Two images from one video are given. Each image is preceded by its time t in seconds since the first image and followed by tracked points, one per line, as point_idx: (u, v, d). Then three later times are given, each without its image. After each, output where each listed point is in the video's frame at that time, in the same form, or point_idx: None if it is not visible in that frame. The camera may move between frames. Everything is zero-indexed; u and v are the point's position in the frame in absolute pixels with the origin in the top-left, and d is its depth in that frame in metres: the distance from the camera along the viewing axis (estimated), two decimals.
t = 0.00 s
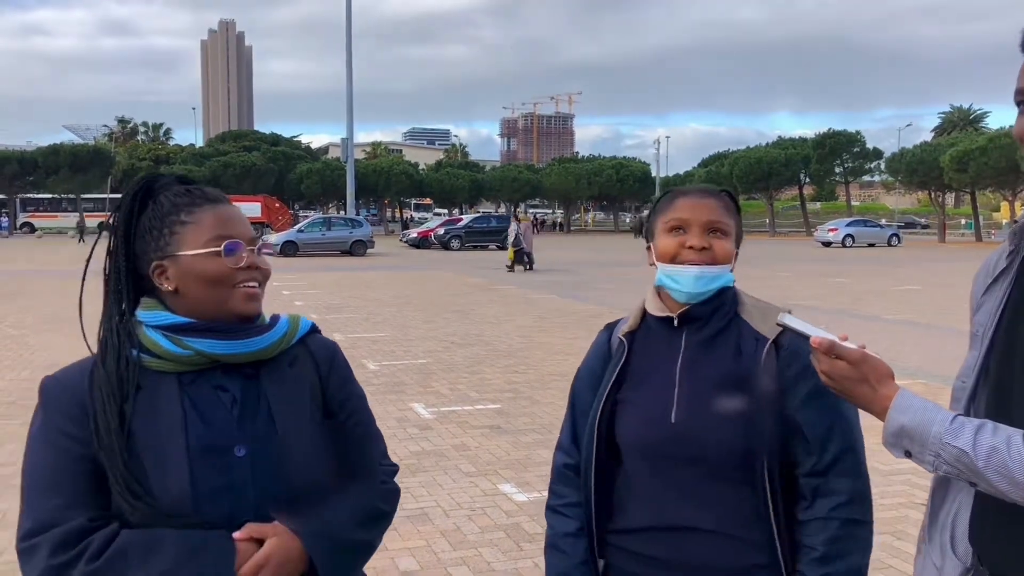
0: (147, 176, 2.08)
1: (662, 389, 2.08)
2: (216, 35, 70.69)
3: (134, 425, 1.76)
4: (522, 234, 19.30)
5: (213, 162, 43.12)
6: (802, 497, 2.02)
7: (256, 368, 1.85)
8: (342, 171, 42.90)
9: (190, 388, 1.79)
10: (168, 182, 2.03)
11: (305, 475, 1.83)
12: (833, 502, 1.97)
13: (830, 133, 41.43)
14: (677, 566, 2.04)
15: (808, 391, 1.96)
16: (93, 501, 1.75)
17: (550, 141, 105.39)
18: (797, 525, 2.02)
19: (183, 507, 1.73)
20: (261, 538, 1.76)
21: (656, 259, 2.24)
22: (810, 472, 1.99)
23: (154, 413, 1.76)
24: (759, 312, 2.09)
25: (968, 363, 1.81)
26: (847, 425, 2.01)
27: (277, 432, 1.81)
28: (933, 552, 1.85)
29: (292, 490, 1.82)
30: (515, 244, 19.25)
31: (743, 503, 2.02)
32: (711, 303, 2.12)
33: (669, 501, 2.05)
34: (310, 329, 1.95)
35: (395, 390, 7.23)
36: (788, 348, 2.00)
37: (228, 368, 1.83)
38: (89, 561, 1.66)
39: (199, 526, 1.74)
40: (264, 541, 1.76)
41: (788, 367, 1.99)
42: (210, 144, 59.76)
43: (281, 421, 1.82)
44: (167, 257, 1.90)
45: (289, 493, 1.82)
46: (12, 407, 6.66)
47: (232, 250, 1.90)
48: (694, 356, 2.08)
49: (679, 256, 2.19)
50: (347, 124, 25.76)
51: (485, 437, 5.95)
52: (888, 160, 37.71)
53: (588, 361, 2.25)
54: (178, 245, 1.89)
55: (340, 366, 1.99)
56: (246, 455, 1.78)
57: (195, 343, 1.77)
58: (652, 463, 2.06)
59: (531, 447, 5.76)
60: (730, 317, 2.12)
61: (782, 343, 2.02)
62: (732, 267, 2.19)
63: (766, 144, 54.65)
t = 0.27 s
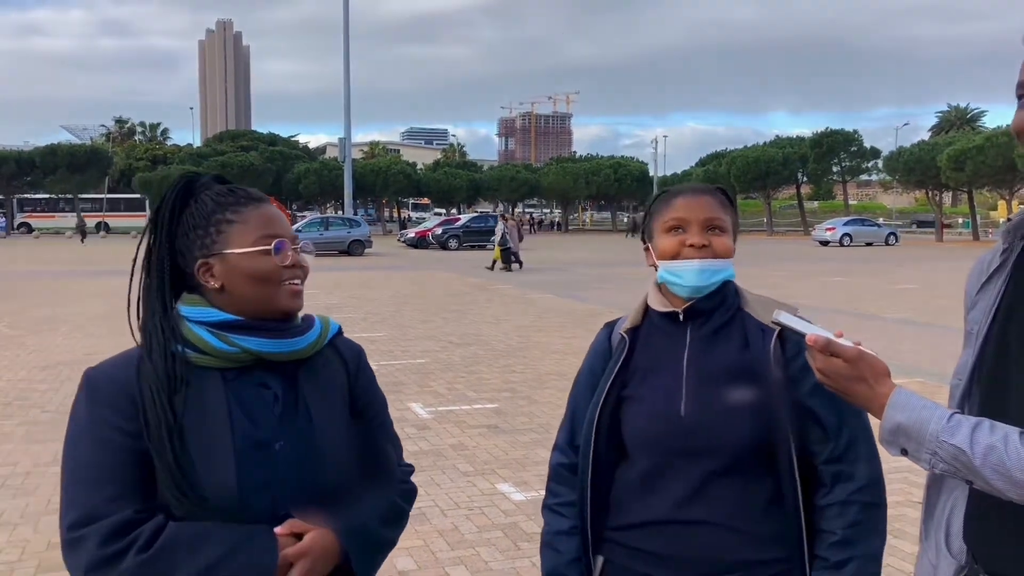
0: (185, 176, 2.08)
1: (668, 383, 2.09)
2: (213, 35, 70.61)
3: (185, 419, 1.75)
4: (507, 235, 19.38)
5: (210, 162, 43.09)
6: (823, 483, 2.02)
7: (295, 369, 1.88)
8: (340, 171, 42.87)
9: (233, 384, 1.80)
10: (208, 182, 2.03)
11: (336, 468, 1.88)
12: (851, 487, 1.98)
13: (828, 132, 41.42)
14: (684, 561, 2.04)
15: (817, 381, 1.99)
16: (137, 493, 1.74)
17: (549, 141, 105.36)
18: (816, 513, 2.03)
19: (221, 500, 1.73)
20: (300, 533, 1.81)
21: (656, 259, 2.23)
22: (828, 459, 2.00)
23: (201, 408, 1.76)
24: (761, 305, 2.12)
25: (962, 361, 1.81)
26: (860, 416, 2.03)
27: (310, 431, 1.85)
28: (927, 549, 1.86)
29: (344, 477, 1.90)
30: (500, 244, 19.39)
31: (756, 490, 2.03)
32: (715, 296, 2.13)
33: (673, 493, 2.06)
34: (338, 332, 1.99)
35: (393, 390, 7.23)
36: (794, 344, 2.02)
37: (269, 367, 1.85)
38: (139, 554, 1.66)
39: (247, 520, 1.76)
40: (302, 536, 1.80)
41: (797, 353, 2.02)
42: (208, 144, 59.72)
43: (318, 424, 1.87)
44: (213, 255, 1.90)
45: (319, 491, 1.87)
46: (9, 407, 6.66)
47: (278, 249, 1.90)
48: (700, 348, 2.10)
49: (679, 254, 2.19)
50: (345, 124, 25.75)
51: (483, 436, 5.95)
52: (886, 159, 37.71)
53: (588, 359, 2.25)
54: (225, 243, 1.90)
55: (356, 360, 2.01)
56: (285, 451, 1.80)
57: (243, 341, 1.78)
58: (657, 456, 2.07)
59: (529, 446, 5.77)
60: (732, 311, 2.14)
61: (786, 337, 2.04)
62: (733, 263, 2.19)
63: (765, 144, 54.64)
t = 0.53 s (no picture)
0: (223, 181, 2.09)
1: (670, 381, 2.09)
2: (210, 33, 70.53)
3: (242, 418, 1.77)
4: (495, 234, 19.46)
5: (207, 161, 43.03)
6: (818, 480, 2.02)
7: (331, 370, 1.92)
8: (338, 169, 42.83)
9: (278, 383, 1.83)
10: (250, 188, 2.05)
11: (369, 462, 1.90)
12: (848, 483, 1.98)
13: (825, 131, 41.44)
14: (682, 558, 2.03)
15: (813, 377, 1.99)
16: (190, 490, 1.74)
17: (546, 140, 105.34)
18: (811, 511, 2.02)
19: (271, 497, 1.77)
20: (341, 527, 1.83)
21: (657, 256, 2.23)
22: (822, 459, 2.00)
23: (254, 407, 1.78)
24: (761, 302, 2.13)
25: (958, 361, 1.81)
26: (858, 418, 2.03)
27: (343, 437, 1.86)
28: (924, 548, 1.85)
29: (378, 472, 1.92)
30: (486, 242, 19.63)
31: (753, 487, 2.03)
32: (716, 292, 2.13)
33: (672, 491, 2.05)
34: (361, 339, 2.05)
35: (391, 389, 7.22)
36: (794, 342, 2.03)
37: (310, 367, 1.88)
38: (200, 549, 1.68)
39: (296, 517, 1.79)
40: (343, 530, 1.83)
41: (794, 349, 2.03)
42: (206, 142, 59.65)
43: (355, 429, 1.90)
44: (256, 256, 1.92)
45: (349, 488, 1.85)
46: (5, 407, 6.64)
47: (321, 252, 1.94)
48: (702, 346, 2.09)
49: (681, 250, 2.18)
50: (342, 123, 25.73)
51: (481, 435, 5.94)
52: (883, 158, 37.74)
53: (589, 357, 2.25)
54: (271, 244, 1.92)
55: (379, 368, 2.11)
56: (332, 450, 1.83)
57: (287, 341, 1.82)
58: (657, 453, 2.07)
59: (526, 445, 5.76)
60: (731, 308, 2.14)
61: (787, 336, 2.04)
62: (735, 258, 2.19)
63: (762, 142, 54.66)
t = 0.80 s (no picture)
0: (236, 178, 2.08)
1: (663, 379, 2.09)
2: (208, 32, 70.54)
3: (267, 404, 1.75)
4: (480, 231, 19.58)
5: (205, 159, 43.00)
6: (801, 476, 2.03)
7: (342, 361, 1.95)
8: (336, 168, 42.81)
9: (296, 373, 1.83)
10: (263, 185, 2.04)
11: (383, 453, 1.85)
12: (832, 479, 2.00)
13: (823, 130, 41.48)
14: (677, 553, 2.04)
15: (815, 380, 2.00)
16: (217, 473, 1.70)
17: (544, 138, 105.41)
18: (794, 508, 2.04)
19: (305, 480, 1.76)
20: (361, 523, 1.83)
21: (648, 258, 2.22)
22: (807, 455, 2.02)
23: (276, 393, 1.77)
24: (755, 301, 2.12)
25: (954, 358, 1.81)
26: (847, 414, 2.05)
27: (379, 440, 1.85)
28: (920, 544, 1.86)
29: (400, 449, 1.90)
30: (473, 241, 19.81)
31: (742, 484, 2.04)
32: (709, 293, 2.13)
33: (665, 488, 2.06)
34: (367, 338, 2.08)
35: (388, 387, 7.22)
36: (781, 339, 2.03)
37: (324, 359, 1.90)
38: (232, 531, 1.66)
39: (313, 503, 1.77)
40: (364, 525, 1.84)
41: (784, 347, 2.02)
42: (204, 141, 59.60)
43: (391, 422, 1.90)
44: (270, 254, 1.92)
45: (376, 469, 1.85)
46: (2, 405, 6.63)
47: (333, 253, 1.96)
48: (693, 345, 2.09)
49: (673, 252, 2.17)
50: (340, 121, 25.72)
51: (478, 434, 5.94)
52: (881, 157, 37.79)
53: (583, 353, 2.25)
54: (287, 243, 1.92)
55: (385, 368, 2.17)
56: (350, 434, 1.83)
57: (305, 334, 1.83)
58: (650, 450, 2.07)
59: (524, 444, 5.77)
60: (724, 307, 2.14)
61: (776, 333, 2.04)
62: (725, 258, 2.19)
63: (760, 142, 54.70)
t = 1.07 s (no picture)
0: (233, 179, 2.08)
1: (647, 369, 2.10)
2: (205, 31, 70.44)
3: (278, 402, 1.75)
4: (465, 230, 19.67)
5: (203, 158, 42.92)
6: (779, 467, 2.05)
7: (341, 362, 1.96)
8: (333, 167, 42.75)
9: (302, 374, 1.83)
10: (260, 187, 2.04)
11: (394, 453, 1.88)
12: (812, 466, 2.01)
13: (821, 129, 41.52)
14: (663, 547, 2.04)
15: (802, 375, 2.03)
16: (233, 474, 1.69)
17: (542, 138, 105.52)
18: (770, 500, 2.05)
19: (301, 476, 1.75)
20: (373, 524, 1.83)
21: (639, 249, 2.22)
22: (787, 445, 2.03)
23: (288, 394, 1.77)
24: (743, 299, 2.13)
25: (948, 357, 1.81)
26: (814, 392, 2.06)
27: (398, 435, 1.90)
28: (913, 543, 1.86)
29: (388, 462, 1.87)
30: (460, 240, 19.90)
31: (726, 478, 2.05)
32: (693, 291, 2.12)
33: (648, 478, 2.06)
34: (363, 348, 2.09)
35: (386, 386, 7.21)
36: (768, 338, 2.06)
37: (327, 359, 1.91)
38: (258, 529, 1.65)
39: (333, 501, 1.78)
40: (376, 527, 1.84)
41: (766, 346, 2.05)
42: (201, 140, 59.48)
43: (394, 419, 1.93)
44: (268, 257, 1.92)
45: (380, 465, 1.86)
46: None
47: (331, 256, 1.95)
48: (681, 338, 2.10)
49: (660, 247, 2.18)
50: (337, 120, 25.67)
51: (475, 433, 5.94)
52: (878, 157, 37.85)
53: (572, 346, 2.25)
54: (286, 247, 1.91)
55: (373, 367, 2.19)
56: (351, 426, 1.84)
57: (310, 333, 1.84)
58: (634, 441, 2.08)
59: (521, 443, 5.77)
60: (711, 304, 2.14)
61: (762, 330, 2.06)
62: (712, 260, 2.18)
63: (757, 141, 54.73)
